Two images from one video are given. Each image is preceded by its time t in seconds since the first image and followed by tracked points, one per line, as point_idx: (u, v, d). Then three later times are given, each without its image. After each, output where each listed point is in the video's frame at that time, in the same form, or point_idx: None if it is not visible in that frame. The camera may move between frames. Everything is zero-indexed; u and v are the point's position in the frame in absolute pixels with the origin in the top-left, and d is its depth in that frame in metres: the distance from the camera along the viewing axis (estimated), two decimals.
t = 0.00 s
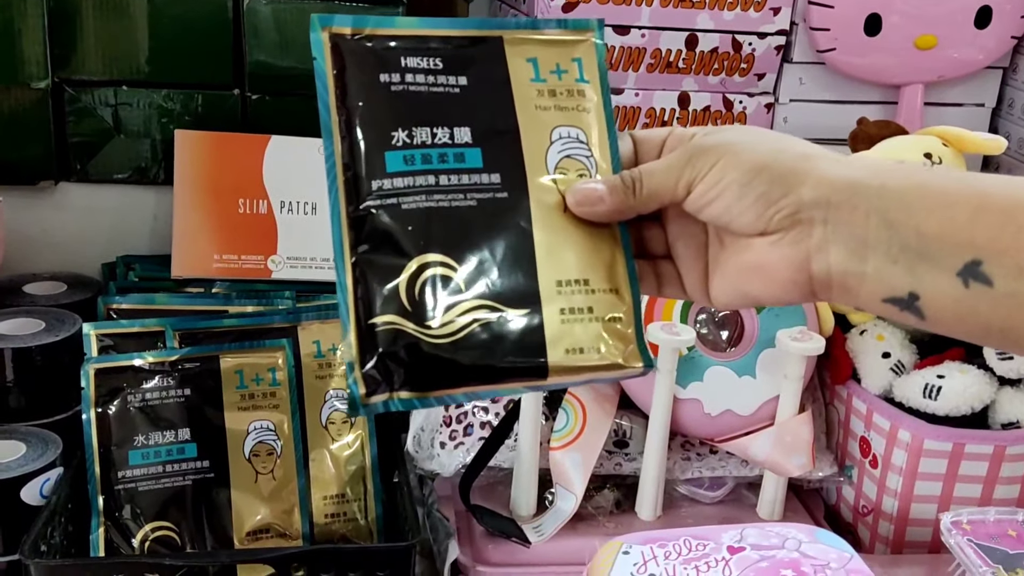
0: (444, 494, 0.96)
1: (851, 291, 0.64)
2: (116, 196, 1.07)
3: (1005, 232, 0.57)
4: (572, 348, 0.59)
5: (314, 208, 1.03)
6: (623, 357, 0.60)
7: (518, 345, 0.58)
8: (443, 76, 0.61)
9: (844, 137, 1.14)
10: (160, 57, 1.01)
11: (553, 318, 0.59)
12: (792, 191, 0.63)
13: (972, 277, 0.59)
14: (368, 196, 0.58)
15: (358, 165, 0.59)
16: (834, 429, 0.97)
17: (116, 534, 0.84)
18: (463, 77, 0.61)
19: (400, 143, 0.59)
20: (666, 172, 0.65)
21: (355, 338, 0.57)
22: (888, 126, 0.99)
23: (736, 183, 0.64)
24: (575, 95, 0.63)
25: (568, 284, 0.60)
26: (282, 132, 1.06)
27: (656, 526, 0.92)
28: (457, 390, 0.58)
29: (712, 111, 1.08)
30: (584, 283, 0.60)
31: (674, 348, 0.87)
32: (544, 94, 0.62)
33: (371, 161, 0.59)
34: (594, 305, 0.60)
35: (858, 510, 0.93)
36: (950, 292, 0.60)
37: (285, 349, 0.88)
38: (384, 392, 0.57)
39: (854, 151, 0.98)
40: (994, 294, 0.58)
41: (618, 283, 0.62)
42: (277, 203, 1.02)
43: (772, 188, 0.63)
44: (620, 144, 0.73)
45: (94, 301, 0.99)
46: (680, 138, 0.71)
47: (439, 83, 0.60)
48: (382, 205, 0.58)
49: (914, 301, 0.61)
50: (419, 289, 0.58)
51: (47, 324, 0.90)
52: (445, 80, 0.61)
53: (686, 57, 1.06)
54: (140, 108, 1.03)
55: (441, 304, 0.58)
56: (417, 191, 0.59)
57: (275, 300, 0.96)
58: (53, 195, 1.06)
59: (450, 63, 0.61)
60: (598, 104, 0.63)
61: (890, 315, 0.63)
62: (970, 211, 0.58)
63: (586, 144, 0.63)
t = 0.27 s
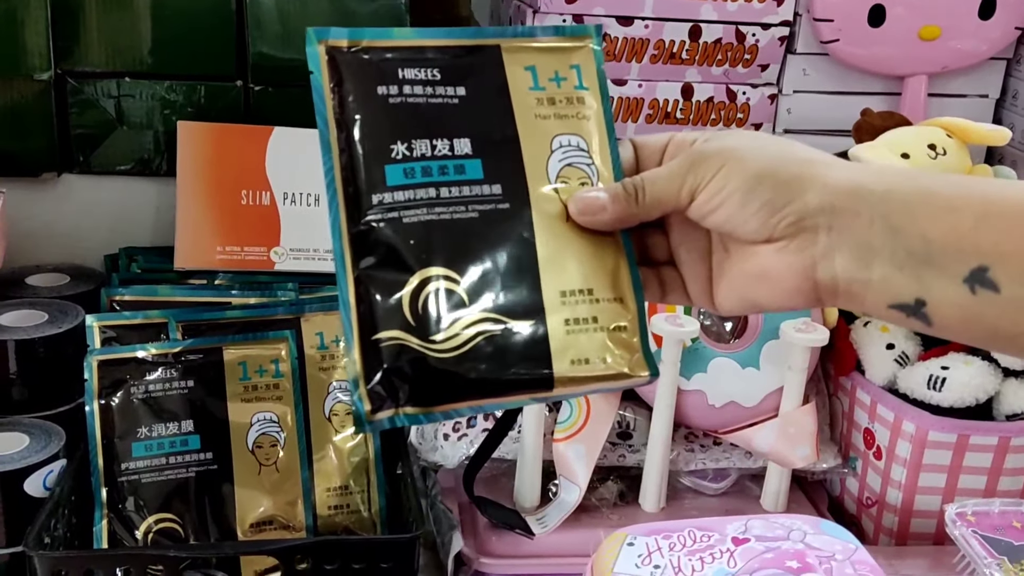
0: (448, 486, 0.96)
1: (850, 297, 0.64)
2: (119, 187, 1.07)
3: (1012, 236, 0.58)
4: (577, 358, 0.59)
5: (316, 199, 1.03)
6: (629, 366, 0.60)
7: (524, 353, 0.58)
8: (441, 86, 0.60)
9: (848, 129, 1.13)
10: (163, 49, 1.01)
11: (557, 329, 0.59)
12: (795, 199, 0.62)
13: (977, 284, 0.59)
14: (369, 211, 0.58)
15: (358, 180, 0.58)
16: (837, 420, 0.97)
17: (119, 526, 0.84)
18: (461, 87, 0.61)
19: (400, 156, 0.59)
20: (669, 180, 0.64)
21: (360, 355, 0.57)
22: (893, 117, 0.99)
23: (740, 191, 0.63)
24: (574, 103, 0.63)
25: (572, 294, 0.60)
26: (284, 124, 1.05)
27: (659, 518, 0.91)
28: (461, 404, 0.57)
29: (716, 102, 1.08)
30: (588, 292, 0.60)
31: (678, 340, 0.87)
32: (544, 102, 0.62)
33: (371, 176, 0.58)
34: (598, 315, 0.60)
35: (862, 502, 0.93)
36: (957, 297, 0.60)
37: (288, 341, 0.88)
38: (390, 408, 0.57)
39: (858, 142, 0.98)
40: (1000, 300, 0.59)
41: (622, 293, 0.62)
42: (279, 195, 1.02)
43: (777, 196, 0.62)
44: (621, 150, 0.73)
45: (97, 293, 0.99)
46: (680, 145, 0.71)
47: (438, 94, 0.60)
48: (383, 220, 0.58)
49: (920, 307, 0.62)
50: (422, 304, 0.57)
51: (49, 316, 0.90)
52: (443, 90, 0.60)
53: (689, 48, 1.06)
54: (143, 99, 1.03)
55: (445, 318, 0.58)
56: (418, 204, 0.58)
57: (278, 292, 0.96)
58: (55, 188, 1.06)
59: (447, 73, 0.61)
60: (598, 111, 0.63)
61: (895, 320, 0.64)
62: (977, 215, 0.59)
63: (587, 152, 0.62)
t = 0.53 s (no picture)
0: (453, 484, 0.96)
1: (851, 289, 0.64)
2: (125, 186, 1.07)
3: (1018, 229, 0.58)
4: (579, 349, 0.59)
5: (322, 197, 1.03)
6: (631, 358, 0.60)
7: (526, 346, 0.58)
8: (444, 76, 0.60)
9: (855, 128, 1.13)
10: (170, 48, 1.01)
11: (559, 320, 0.59)
12: (798, 189, 0.62)
13: (983, 274, 0.59)
14: (371, 200, 0.58)
15: (360, 169, 0.59)
16: (844, 419, 0.97)
17: (126, 524, 0.84)
18: (464, 77, 0.61)
19: (402, 145, 0.59)
20: (672, 170, 0.64)
21: (360, 345, 0.57)
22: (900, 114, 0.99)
23: (743, 180, 0.63)
24: (578, 92, 0.62)
25: (574, 285, 0.60)
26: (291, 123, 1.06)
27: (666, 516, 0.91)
28: (463, 395, 0.58)
29: (722, 100, 1.08)
30: (590, 283, 0.60)
31: (684, 338, 0.87)
32: (547, 92, 0.62)
33: (373, 165, 0.58)
34: (600, 306, 0.60)
35: (869, 501, 0.93)
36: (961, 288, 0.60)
37: (295, 339, 0.88)
38: (390, 398, 0.57)
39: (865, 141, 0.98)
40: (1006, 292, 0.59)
41: (625, 283, 0.61)
42: (285, 193, 1.02)
43: (780, 186, 0.63)
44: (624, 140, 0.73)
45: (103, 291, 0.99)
46: (684, 135, 0.71)
47: (441, 83, 0.60)
48: (385, 208, 0.58)
49: (925, 297, 0.61)
50: (423, 293, 0.58)
51: (56, 313, 0.90)
52: (446, 80, 0.60)
53: (696, 47, 1.06)
54: (149, 98, 1.03)
55: (447, 308, 0.58)
56: (420, 193, 0.58)
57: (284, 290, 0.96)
58: (62, 185, 1.06)
59: (450, 63, 0.61)
60: (602, 101, 0.63)
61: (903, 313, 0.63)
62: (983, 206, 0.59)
63: (590, 142, 0.62)
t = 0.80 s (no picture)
0: (466, 479, 0.96)
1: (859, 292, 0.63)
2: (138, 179, 1.07)
3: None
4: (578, 357, 0.59)
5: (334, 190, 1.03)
6: (630, 364, 0.61)
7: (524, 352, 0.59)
8: (438, 81, 0.61)
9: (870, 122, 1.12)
10: (182, 40, 1.01)
11: (557, 328, 0.59)
12: (796, 194, 0.62)
13: (986, 278, 0.57)
14: (365, 208, 0.58)
15: (354, 177, 0.59)
16: (858, 414, 0.96)
17: (138, 517, 0.84)
18: (458, 82, 0.61)
19: (395, 153, 0.59)
20: (669, 174, 0.64)
21: (356, 357, 0.58)
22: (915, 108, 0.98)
23: (742, 184, 0.63)
24: (573, 96, 0.63)
25: (571, 292, 0.60)
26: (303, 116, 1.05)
27: (678, 511, 0.91)
28: (459, 405, 0.58)
29: (736, 93, 1.08)
30: (588, 290, 0.60)
31: (697, 332, 0.86)
32: (543, 96, 0.62)
33: (367, 173, 0.59)
34: (598, 313, 0.60)
35: (882, 496, 0.92)
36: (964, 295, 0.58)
37: (307, 332, 0.87)
38: (386, 410, 0.58)
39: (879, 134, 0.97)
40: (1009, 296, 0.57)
41: (622, 290, 0.62)
42: (297, 186, 1.02)
43: (779, 189, 0.62)
44: (622, 143, 0.72)
45: (115, 284, 0.99)
46: (682, 139, 0.71)
47: (434, 88, 0.60)
48: (379, 217, 0.58)
49: (927, 303, 0.60)
50: (419, 303, 0.58)
51: (69, 306, 0.90)
52: (440, 85, 0.61)
53: (709, 40, 1.05)
54: (162, 91, 1.03)
55: (443, 317, 0.58)
56: (414, 202, 0.59)
57: (296, 283, 0.96)
58: (74, 178, 1.06)
59: (444, 67, 0.61)
60: (598, 105, 0.63)
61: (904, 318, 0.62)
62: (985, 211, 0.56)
63: (588, 146, 0.63)
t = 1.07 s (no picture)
0: (481, 477, 0.95)
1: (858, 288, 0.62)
2: (156, 176, 1.07)
3: None
4: (575, 350, 0.59)
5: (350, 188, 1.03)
6: (627, 358, 0.60)
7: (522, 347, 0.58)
8: (441, 75, 0.61)
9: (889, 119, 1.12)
10: (200, 38, 1.01)
11: (555, 321, 0.59)
12: (793, 190, 0.61)
13: (985, 274, 0.56)
14: (365, 199, 0.58)
15: (355, 170, 0.59)
16: (877, 414, 0.96)
17: (155, 514, 0.84)
18: (461, 77, 0.61)
19: (397, 145, 0.59)
20: (669, 170, 0.64)
21: (354, 345, 0.58)
22: (935, 106, 0.97)
23: (741, 180, 0.62)
24: (576, 92, 0.62)
25: (570, 285, 0.60)
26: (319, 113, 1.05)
27: (695, 511, 0.91)
28: (458, 394, 0.58)
29: (753, 91, 1.07)
30: (587, 283, 0.60)
31: (714, 331, 0.86)
32: (545, 92, 0.62)
33: (368, 165, 0.59)
34: (597, 307, 0.60)
35: (902, 497, 0.92)
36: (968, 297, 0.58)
37: (322, 330, 0.87)
38: (383, 398, 0.58)
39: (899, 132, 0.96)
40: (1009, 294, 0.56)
41: (621, 284, 0.62)
42: (314, 184, 1.02)
43: (778, 185, 0.62)
44: (623, 141, 0.72)
45: (132, 282, 1.00)
46: (683, 135, 0.70)
47: (437, 83, 0.60)
48: (379, 208, 0.58)
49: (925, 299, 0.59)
50: (417, 292, 0.58)
51: (87, 304, 0.91)
52: (443, 79, 0.60)
53: (727, 37, 1.04)
54: (179, 89, 1.03)
55: (441, 308, 0.58)
56: (414, 193, 0.59)
57: (312, 280, 0.96)
58: (92, 176, 1.06)
59: (447, 62, 0.61)
60: (599, 101, 0.63)
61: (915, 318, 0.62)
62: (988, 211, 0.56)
63: (588, 142, 0.62)
